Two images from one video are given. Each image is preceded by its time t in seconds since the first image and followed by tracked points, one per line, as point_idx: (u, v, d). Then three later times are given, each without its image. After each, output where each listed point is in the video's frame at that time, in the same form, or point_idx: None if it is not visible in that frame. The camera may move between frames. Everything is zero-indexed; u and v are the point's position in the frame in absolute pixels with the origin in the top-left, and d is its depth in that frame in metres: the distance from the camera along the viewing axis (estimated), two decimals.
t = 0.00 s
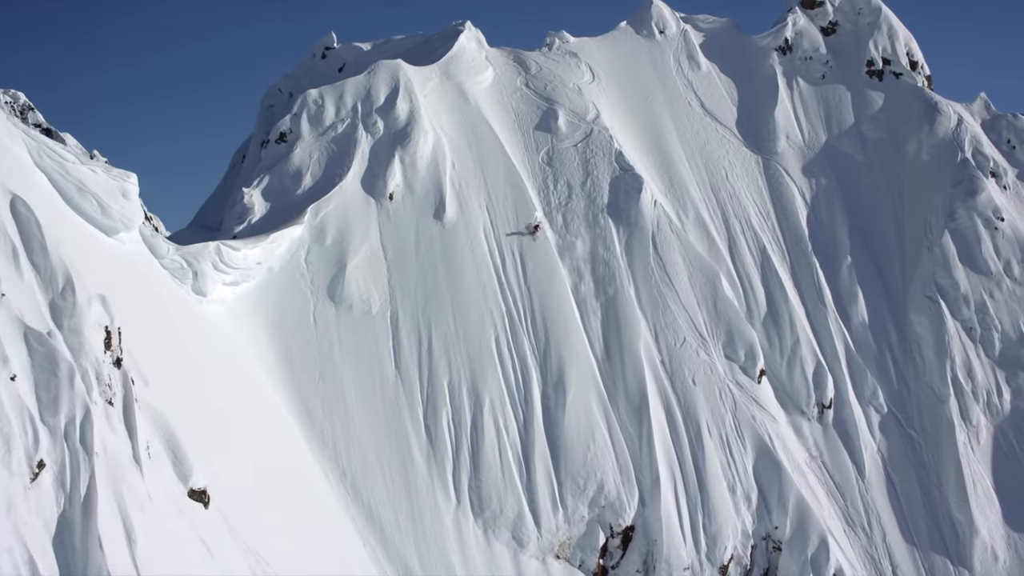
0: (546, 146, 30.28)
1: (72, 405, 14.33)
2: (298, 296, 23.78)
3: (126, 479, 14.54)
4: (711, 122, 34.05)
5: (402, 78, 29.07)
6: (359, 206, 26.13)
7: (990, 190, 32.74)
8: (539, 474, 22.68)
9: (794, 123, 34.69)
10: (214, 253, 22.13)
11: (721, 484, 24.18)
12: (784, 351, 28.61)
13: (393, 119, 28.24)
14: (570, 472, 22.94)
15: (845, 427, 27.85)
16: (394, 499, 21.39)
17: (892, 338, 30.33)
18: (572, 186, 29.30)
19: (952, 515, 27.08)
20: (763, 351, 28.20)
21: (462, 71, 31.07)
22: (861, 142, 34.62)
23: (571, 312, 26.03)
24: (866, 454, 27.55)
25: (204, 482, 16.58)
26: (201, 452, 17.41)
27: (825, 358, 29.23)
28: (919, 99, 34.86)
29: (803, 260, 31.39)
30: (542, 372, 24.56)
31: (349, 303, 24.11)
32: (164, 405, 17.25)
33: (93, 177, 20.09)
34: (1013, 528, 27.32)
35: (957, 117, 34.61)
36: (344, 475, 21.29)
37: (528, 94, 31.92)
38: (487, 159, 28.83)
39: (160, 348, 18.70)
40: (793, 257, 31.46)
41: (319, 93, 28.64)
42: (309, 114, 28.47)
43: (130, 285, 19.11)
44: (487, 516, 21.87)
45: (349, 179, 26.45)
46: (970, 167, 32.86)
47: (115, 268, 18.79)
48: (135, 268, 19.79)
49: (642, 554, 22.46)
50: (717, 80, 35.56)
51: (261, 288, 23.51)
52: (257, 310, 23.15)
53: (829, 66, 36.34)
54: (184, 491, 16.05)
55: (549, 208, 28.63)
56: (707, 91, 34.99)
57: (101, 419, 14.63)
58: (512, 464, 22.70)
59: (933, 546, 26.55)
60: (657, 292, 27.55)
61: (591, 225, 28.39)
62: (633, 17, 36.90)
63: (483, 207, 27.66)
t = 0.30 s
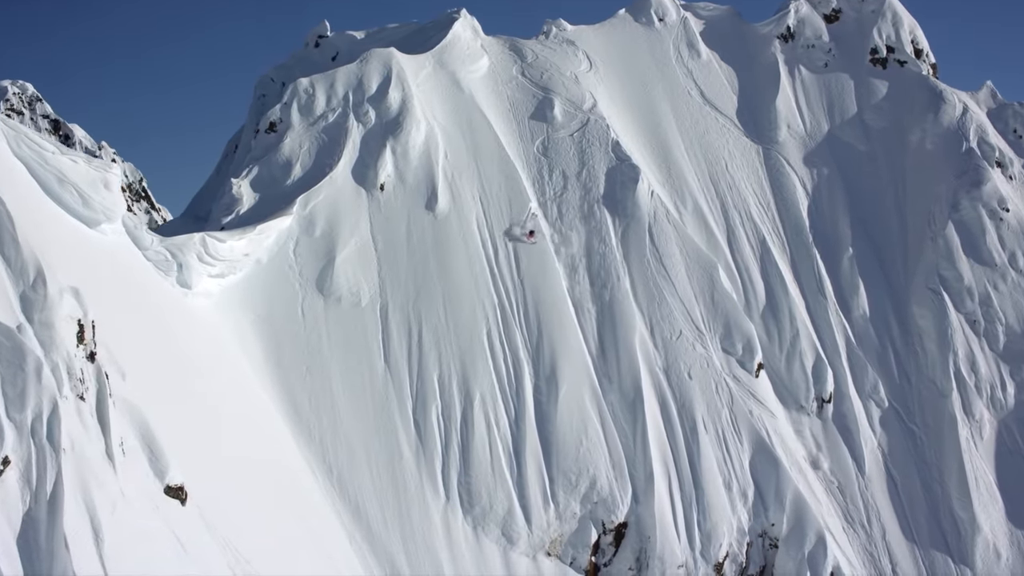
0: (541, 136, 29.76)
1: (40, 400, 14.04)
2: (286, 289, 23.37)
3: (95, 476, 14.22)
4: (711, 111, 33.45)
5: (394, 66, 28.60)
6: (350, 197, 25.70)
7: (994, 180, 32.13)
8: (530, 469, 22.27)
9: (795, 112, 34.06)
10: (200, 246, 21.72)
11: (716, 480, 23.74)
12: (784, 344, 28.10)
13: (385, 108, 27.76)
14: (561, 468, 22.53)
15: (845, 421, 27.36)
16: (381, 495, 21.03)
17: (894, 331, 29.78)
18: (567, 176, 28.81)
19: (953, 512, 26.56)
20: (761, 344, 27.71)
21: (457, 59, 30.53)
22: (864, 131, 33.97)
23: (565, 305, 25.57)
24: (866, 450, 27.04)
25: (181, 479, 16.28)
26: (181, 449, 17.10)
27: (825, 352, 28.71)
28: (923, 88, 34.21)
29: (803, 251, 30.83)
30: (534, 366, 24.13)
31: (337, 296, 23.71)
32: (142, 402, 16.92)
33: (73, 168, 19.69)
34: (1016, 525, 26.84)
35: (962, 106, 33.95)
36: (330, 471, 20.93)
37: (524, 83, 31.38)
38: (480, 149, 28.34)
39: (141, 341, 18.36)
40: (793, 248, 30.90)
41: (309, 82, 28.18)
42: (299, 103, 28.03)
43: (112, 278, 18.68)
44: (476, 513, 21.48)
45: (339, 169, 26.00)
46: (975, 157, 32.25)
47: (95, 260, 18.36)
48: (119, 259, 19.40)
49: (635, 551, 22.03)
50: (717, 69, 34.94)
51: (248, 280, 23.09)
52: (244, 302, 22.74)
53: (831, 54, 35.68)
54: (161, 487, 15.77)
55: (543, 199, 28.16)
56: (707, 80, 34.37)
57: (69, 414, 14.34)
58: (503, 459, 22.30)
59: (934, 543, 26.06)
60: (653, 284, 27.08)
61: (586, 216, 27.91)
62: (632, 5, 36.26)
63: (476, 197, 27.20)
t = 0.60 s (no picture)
0: (536, 126, 29.23)
1: (5, 396, 13.62)
2: (273, 281, 22.95)
3: (62, 474, 13.84)
4: (711, 100, 32.82)
5: (386, 55, 28.10)
6: (339, 187, 25.24)
7: (1000, 170, 31.49)
8: (520, 465, 21.85)
9: (797, 101, 33.41)
10: (184, 238, 21.25)
11: (711, 476, 23.27)
12: (782, 338, 27.58)
13: (376, 97, 27.27)
14: (552, 464, 22.10)
15: (845, 416, 26.84)
16: (368, 491, 20.64)
17: (896, 324, 29.21)
18: (562, 166, 28.29)
19: (955, 509, 26.04)
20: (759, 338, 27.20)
21: (450, 47, 30.00)
22: (867, 120, 33.32)
23: (558, 297, 25.09)
24: (866, 446, 26.51)
25: (157, 476, 15.93)
26: (159, 445, 16.76)
27: (825, 345, 28.17)
28: (928, 76, 33.54)
29: (804, 243, 30.25)
30: (525, 360, 23.68)
31: (325, 288, 23.28)
32: (120, 398, 16.55)
33: (53, 158, 19.33)
34: (1019, 522, 26.30)
35: (967, 94, 33.28)
36: (316, 466, 20.56)
37: (518, 71, 30.83)
38: (474, 139, 27.83)
39: (121, 335, 17.99)
40: (793, 239, 30.32)
41: (299, 70, 27.72)
42: (289, 92, 27.57)
43: (91, 271, 18.27)
44: (464, 510, 21.07)
45: (329, 160, 25.53)
46: (980, 147, 31.60)
47: (75, 252, 17.93)
48: (99, 250, 19.01)
49: (627, 549, 21.60)
50: (717, 57, 34.29)
51: (233, 273, 22.67)
52: (229, 294, 22.32)
53: (834, 42, 35.01)
54: (135, 485, 15.41)
55: (537, 189, 27.65)
56: (706, 68, 33.74)
57: (35, 411, 13.95)
58: (492, 455, 21.88)
59: (935, 541, 25.55)
60: (648, 276, 26.57)
61: (581, 207, 27.40)
62: None
63: (469, 188, 26.71)
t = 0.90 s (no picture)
0: (529, 113, 28.63)
1: None
2: (257, 272, 22.46)
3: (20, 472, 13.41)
4: (710, 87, 32.12)
5: (375, 42, 27.56)
6: (326, 176, 24.71)
7: (1006, 158, 30.74)
8: (508, 461, 21.37)
9: (799, 88, 32.68)
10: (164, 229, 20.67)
11: (705, 471, 22.75)
12: (780, 330, 26.98)
13: (365, 85, 26.72)
14: (541, 459, 21.61)
15: (844, 410, 26.25)
16: (351, 487, 20.20)
17: (897, 316, 28.57)
18: (555, 155, 27.71)
19: (956, 505, 25.46)
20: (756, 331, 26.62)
21: (442, 34, 29.39)
22: (870, 108, 32.58)
23: (549, 289, 24.54)
24: (865, 441, 25.93)
25: (127, 472, 15.49)
26: (132, 440, 16.33)
27: (824, 338, 27.56)
28: (933, 62, 32.76)
29: (804, 233, 29.59)
30: (515, 353, 23.17)
31: (310, 279, 22.79)
32: (92, 393, 16.12)
33: (26, 146, 18.45)
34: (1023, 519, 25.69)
35: (974, 80, 32.50)
36: (298, 462, 20.12)
37: (512, 58, 30.21)
38: (465, 127, 27.25)
39: (95, 326, 17.53)
40: (793, 229, 29.67)
41: (286, 57, 27.22)
42: (276, 80, 27.06)
43: (67, 263, 17.80)
44: (450, 506, 20.61)
45: (316, 148, 24.99)
46: (985, 135, 30.85)
47: (48, 242, 17.46)
48: (75, 240, 18.53)
49: (617, 547, 21.11)
50: (717, 43, 33.56)
51: (216, 263, 22.15)
52: (211, 285, 21.83)
53: (837, 27, 34.24)
54: (103, 482, 14.98)
55: (529, 178, 27.08)
56: (706, 55, 33.02)
57: None
58: (480, 450, 21.40)
59: (935, 538, 24.98)
60: (642, 267, 26.00)
61: (574, 197, 26.82)
62: None
63: (459, 177, 26.15)
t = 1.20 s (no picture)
0: (524, 102, 28.12)
1: None
2: (243, 263, 22.03)
3: None
4: (710, 75, 31.52)
5: (366, 29, 27.10)
6: (315, 167, 24.26)
7: (1011, 148, 30.10)
8: (497, 457, 20.97)
9: (800, 76, 32.04)
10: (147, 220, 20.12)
11: (699, 467, 22.32)
12: (779, 323, 26.47)
13: (355, 73, 26.25)
14: (531, 455, 21.20)
15: (843, 405, 25.74)
16: (336, 484, 19.84)
17: (898, 309, 28.02)
18: (550, 144, 27.22)
19: (957, 501, 24.96)
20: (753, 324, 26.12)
21: (435, 21, 28.86)
22: (873, 96, 31.93)
23: (542, 281, 24.09)
24: (865, 436, 25.43)
25: (100, 468, 15.14)
26: (108, 435, 15.97)
27: (823, 331, 27.04)
28: (938, 50, 32.08)
29: (804, 223, 29.03)
30: (506, 346, 22.75)
31: (297, 271, 22.39)
32: (65, 387, 15.76)
33: (3, 135, 17.74)
34: None
35: (979, 68, 31.82)
36: (282, 457, 19.76)
37: (507, 46, 29.68)
38: (458, 116, 26.75)
39: (72, 319, 17.14)
40: (793, 220, 29.11)
41: (275, 45, 26.78)
42: (264, 68, 26.63)
43: (43, 254, 17.40)
44: (437, 503, 20.23)
45: (304, 137, 24.55)
46: (990, 124, 30.21)
47: (23, 233, 17.05)
48: (53, 231, 18.12)
49: (608, 544, 20.72)
50: (717, 31, 32.93)
51: (202, 255, 21.67)
52: (196, 277, 21.39)
53: (839, 14, 33.57)
54: (76, 478, 14.64)
55: (523, 167, 26.60)
56: (705, 42, 32.40)
57: None
58: (468, 446, 21.01)
59: (936, 536, 24.49)
60: (637, 259, 25.53)
61: (568, 187, 26.34)
62: None
63: (451, 167, 25.68)
